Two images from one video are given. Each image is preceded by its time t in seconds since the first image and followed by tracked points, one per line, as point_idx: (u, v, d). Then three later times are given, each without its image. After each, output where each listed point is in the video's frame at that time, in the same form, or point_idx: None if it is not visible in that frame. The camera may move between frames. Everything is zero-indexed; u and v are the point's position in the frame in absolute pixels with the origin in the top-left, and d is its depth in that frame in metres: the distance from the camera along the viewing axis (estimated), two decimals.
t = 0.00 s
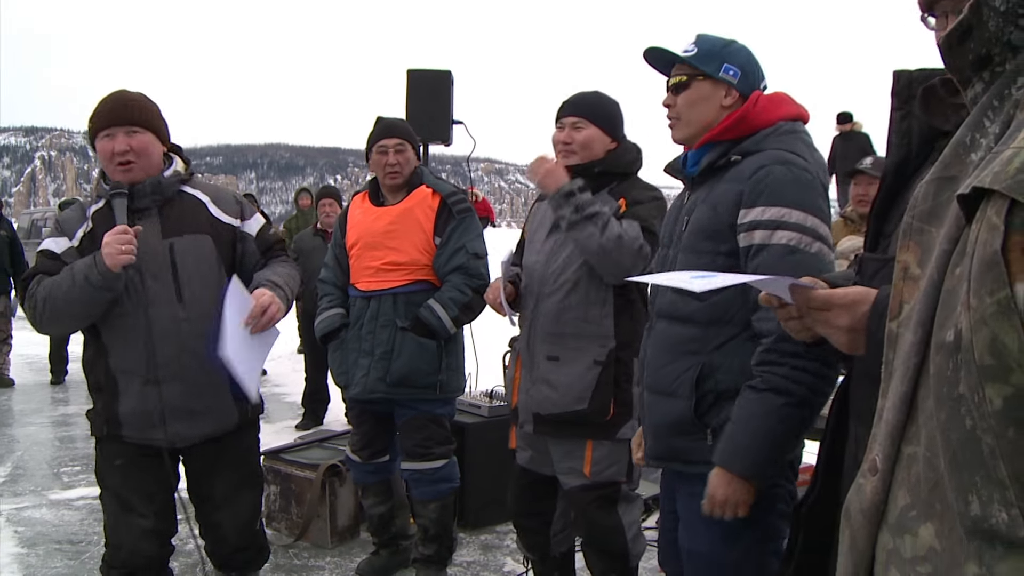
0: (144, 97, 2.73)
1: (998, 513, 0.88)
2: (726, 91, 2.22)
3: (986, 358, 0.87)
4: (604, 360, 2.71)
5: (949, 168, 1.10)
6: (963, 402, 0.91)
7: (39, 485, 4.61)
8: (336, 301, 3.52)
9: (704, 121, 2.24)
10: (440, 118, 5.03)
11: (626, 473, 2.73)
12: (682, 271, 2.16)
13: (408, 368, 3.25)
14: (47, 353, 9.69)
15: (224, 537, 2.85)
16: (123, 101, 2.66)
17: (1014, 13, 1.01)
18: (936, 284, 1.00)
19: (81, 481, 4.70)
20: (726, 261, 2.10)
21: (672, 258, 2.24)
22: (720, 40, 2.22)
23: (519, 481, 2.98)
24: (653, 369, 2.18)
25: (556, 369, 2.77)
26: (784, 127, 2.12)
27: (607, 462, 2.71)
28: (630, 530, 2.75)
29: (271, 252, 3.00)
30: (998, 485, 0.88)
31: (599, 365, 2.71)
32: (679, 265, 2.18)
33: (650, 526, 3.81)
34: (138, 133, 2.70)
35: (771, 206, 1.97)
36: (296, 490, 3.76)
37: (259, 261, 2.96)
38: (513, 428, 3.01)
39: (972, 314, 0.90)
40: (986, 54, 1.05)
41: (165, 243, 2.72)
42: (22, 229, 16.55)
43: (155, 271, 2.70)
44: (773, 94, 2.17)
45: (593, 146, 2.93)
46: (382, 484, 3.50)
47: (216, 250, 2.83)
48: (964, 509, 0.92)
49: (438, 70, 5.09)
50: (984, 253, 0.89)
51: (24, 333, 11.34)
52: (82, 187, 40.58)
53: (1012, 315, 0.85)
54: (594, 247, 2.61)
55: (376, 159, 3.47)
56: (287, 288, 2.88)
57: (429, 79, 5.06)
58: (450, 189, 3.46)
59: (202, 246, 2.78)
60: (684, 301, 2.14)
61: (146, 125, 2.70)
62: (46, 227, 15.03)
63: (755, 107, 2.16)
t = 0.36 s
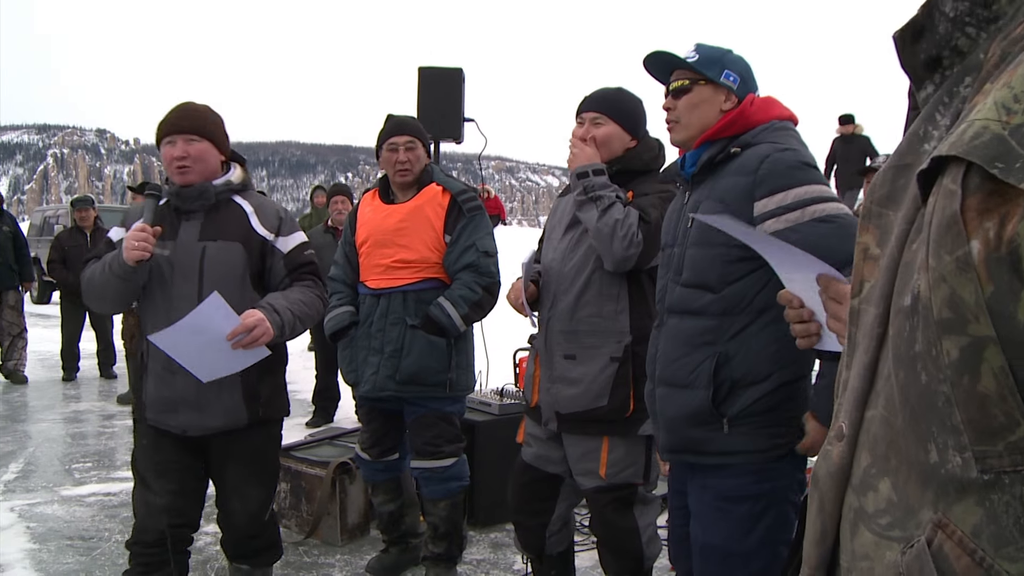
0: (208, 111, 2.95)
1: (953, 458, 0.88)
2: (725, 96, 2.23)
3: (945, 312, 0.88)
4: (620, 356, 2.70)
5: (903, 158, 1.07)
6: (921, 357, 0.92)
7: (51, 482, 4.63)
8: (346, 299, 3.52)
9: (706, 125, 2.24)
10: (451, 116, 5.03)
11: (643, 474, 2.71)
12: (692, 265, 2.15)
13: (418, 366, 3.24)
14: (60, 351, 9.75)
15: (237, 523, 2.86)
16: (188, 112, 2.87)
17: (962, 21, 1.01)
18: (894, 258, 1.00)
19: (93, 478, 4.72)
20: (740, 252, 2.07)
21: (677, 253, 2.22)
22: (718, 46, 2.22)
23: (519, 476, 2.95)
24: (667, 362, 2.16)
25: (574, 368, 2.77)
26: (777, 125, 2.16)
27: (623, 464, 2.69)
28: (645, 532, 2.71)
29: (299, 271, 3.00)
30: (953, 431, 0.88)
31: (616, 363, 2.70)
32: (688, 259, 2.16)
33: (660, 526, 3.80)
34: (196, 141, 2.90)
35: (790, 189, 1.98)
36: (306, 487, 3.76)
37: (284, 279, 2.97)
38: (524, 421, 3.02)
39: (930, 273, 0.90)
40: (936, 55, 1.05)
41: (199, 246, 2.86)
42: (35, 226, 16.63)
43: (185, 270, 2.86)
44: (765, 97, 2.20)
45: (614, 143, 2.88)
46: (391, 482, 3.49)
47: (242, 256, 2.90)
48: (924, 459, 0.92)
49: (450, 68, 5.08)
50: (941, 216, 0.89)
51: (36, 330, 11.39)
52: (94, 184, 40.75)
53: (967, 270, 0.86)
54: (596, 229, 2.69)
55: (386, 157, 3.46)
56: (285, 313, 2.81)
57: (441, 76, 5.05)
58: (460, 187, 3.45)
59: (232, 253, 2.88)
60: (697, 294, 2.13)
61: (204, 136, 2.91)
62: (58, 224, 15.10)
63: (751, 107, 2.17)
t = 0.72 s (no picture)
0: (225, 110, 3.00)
1: (937, 464, 0.85)
2: (740, 94, 2.24)
3: (922, 321, 0.85)
4: (613, 355, 2.69)
5: (882, 168, 1.06)
6: (904, 365, 0.90)
7: (58, 481, 4.64)
8: (350, 299, 3.52)
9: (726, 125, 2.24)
10: (455, 114, 5.02)
11: (637, 468, 2.71)
12: (701, 260, 2.15)
13: (421, 365, 3.25)
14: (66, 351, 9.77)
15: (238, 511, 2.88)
16: (201, 112, 2.94)
17: (934, 34, 1.05)
18: (874, 269, 0.99)
19: (99, 477, 4.74)
20: (749, 249, 2.07)
21: (687, 248, 2.21)
22: (730, 46, 2.22)
23: (518, 478, 2.94)
24: (673, 357, 2.15)
25: (565, 364, 2.75)
26: (790, 125, 2.17)
27: (618, 458, 2.69)
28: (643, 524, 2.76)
29: (310, 266, 3.00)
30: (936, 439, 0.85)
31: (607, 359, 2.69)
32: (697, 255, 2.16)
33: (666, 524, 3.80)
34: (206, 140, 2.95)
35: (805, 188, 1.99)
36: (312, 486, 3.77)
37: (295, 274, 2.98)
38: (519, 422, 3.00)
39: (906, 283, 0.88)
40: (910, 68, 1.08)
41: (210, 239, 2.91)
42: (41, 227, 16.68)
43: (195, 262, 2.92)
44: (777, 95, 2.21)
45: (605, 140, 2.91)
46: (396, 481, 3.49)
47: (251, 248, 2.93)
48: (909, 464, 0.89)
49: (454, 67, 5.09)
50: (914, 221, 0.87)
51: (43, 330, 11.43)
52: (99, 185, 40.85)
53: (941, 281, 0.83)
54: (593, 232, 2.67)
55: (389, 156, 3.46)
56: (298, 306, 2.84)
57: (445, 75, 5.05)
58: (464, 187, 3.45)
59: (239, 246, 2.91)
60: (705, 289, 2.13)
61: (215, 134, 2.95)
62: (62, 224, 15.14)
63: (765, 106, 2.17)
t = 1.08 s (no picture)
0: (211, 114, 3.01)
1: (931, 490, 0.77)
2: (759, 99, 2.23)
3: (915, 333, 0.77)
4: (606, 354, 2.69)
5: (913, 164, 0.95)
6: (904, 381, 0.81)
7: (61, 483, 4.65)
8: (353, 301, 3.51)
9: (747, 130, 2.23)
10: (458, 117, 5.02)
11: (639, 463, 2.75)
12: (712, 265, 2.14)
13: (425, 367, 3.26)
14: (70, 353, 9.78)
15: (234, 501, 2.88)
16: (186, 118, 2.96)
17: (970, 10, 0.90)
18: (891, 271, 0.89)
19: (103, 479, 4.74)
20: (761, 254, 2.07)
21: (698, 253, 2.21)
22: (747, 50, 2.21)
23: (518, 473, 2.94)
24: (684, 362, 2.15)
25: (563, 369, 2.72)
26: (805, 129, 2.16)
27: (621, 453, 2.71)
28: (644, 517, 2.77)
29: (298, 262, 3.00)
30: (930, 462, 0.77)
31: (603, 361, 2.69)
32: (709, 259, 2.15)
33: (669, 526, 3.80)
34: (200, 144, 2.97)
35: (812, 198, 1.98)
36: (315, 489, 3.76)
37: (284, 270, 2.99)
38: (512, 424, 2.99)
39: (904, 292, 0.80)
40: (945, 49, 0.93)
41: (199, 239, 2.93)
42: (44, 229, 16.70)
43: (186, 262, 2.94)
44: (791, 100, 2.21)
45: (576, 144, 2.91)
46: (399, 483, 3.49)
47: (234, 246, 2.91)
48: (904, 488, 0.81)
49: (457, 69, 5.09)
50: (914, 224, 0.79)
51: (45, 332, 11.44)
52: (100, 186, 40.89)
53: (931, 290, 0.76)
54: (577, 243, 2.64)
55: (392, 158, 3.45)
56: (288, 305, 2.86)
57: (449, 77, 5.05)
58: (466, 189, 3.45)
59: (227, 245, 2.90)
60: (716, 295, 2.12)
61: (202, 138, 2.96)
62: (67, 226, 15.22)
63: (780, 110, 2.17)
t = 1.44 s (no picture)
0: (202, 116, 3.02)
1: (962, 534, 0.75)
2: (759, 100, 2.24)
3: (942, 369, 0.75)
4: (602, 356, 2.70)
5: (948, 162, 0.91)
6: (933, 414, 0.78)
7: (59, 486, 4.64)
8: (350, 302, 3.52)
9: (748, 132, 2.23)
10: (456, 118, 5.03)
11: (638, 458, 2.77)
12: (708, 265, 2.15)
13: (423, 368, 3.26)
14: (67, 355, 9.78)
15: (224, 501, 2.88)
16: (176, 121, 2.98)
17: None
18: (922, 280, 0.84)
19: (100, 482, 4.74)
20: (754, 255, 2.07)
21: (694, 254, 2.22)
22: (747, 51, 2.21)
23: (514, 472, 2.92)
24: (678, 362, 2.17)
25: (560, 371, 2.73)
26: (804, 130, 2.14)
27: (621, 450, 2.72)
28: (639, 512, 2.78)
29: (283, 249, 2.97)
30: (961, 505, 0.75)
31: (600, 362, 2.70)
32: (705, 259, 2.16)
33: (667, 526, 3.81)
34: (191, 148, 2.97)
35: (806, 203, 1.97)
36: (313, 490, 3.76)
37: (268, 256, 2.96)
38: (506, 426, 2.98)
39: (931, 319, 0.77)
40: (986, 42, 0.90)
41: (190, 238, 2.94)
42: (39, 231, 16.66)
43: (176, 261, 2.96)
44: (789, 100, 2.21)
45: (550, 144, 2.91)
46: (398, 484, 3.49)
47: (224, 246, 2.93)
48: (930, 528, 0.79)
49: (454, 70, 5.09)
50: (941, 253, 0.76)
51: (43, 333, 11.43)
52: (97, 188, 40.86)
53: (958, 325, 0.74)
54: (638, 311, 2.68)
55: (389, 160, 3.46)
56: (260, 270, 2.79)
57: (446, 78, 5.05)
58: (463, 190, 3.46)
59: (217, 246, 2.93)
60: (711, 295, 2.13)
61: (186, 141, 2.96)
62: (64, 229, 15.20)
63: (779, 111, 2.17)
